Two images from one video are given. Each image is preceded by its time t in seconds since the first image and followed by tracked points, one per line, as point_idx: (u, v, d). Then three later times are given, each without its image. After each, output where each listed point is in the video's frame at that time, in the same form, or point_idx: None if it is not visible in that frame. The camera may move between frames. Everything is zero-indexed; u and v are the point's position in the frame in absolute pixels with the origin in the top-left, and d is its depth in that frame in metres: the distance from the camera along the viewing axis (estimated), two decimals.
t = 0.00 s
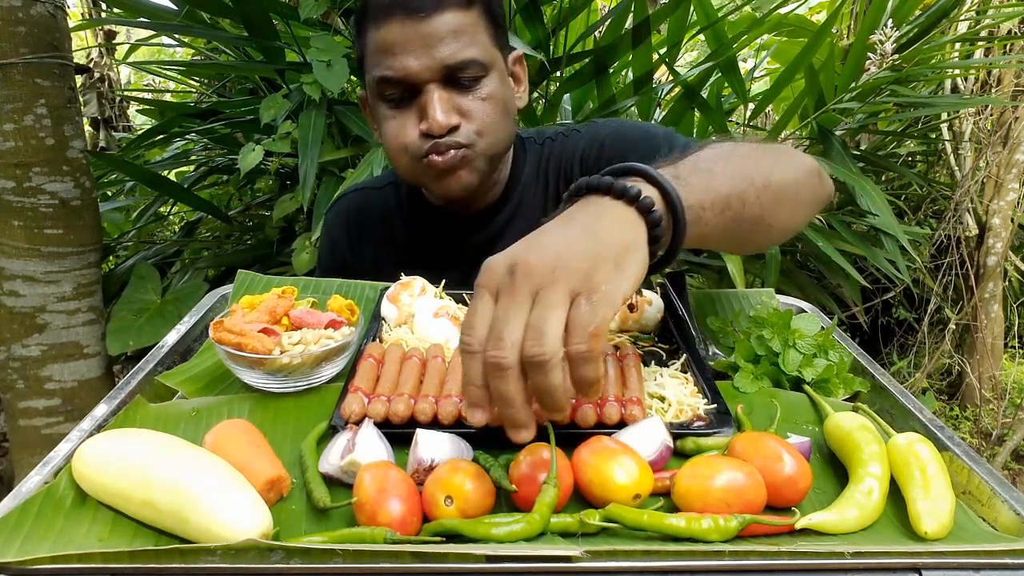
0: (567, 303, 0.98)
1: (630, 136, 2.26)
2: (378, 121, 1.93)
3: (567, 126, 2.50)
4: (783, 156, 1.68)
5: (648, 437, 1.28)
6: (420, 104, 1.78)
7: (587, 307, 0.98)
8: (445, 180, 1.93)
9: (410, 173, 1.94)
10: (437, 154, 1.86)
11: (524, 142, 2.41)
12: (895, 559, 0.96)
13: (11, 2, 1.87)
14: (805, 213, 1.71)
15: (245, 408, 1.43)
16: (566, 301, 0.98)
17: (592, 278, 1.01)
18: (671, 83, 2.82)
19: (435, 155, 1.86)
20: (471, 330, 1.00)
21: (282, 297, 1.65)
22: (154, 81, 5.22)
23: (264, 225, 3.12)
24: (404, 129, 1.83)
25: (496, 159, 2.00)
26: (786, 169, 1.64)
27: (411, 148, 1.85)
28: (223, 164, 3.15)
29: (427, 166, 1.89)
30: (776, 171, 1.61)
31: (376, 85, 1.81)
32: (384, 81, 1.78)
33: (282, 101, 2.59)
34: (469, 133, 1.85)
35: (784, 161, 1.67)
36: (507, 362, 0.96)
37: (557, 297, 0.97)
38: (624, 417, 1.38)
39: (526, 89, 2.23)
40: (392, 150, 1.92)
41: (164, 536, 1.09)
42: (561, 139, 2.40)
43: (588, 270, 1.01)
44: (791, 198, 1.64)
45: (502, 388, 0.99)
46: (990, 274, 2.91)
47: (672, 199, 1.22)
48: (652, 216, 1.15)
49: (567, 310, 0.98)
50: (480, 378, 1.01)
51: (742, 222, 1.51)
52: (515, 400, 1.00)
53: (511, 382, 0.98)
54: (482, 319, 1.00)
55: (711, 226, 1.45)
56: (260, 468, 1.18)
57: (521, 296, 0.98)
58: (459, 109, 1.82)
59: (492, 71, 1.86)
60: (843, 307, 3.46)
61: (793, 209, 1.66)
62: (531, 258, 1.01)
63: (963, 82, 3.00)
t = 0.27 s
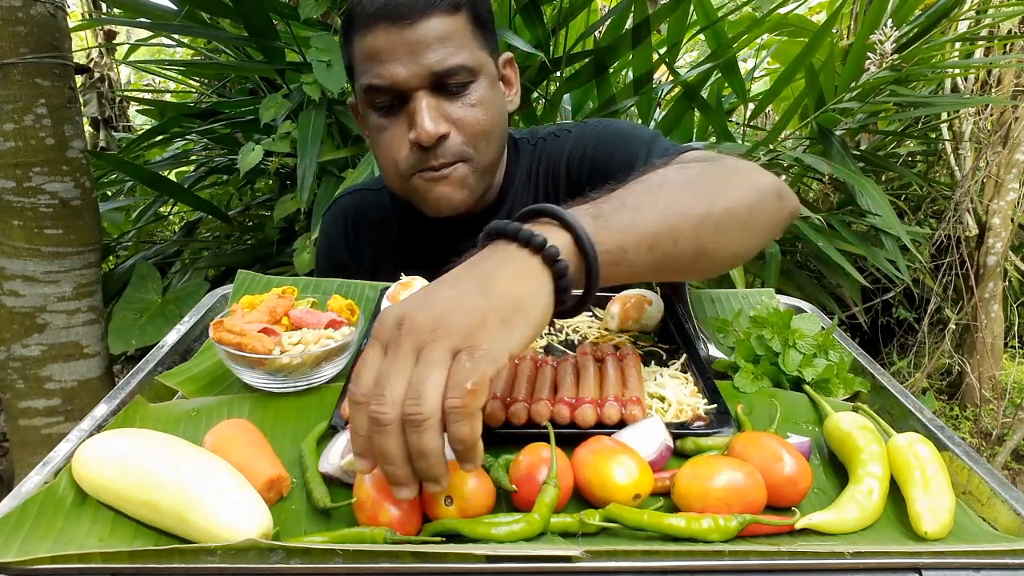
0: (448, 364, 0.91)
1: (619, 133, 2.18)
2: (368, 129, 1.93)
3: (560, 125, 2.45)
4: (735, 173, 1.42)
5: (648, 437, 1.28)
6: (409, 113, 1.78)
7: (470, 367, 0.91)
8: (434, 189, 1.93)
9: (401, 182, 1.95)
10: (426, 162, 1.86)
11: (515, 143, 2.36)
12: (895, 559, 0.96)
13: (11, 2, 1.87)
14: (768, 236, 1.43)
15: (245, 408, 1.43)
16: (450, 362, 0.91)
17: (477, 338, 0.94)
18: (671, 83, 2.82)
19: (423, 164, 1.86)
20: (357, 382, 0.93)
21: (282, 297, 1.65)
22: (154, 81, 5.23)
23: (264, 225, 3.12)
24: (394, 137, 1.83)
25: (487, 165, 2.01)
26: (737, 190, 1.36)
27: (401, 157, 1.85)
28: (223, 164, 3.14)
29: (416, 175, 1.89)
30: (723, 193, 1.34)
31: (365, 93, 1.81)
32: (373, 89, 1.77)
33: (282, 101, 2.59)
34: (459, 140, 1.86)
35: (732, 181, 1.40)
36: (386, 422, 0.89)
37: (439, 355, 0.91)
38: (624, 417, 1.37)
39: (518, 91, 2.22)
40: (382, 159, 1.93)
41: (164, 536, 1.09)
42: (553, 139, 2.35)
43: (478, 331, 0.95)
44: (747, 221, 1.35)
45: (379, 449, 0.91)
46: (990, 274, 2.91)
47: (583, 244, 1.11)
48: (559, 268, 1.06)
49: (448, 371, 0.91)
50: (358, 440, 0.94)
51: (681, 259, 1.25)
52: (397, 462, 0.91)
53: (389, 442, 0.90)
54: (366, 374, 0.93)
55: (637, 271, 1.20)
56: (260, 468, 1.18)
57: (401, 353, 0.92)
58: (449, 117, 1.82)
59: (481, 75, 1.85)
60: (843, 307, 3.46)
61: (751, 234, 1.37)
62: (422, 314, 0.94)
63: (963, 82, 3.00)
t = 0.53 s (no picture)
0: (399, 388, 0.93)
1: (607, 133, 2.14)
2: (362, 136, 1.94)
3: (556, 125, 2.44)
4: (696, 187, 1.37)
5: (648, 437, 1.28)
6: (404, 119, 1.79)
7: (420, 382, 0.92)
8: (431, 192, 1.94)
9: (398, 186, 1.96)
10: (423, 167, 1.87)
11: (508, 144, 2.36)
12: (895, 559, 0.96)
13: (11, 2, 1.87)
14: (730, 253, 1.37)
15: (245, 408, 1.43)
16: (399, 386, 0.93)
17: (422, 354, 0.95)
18: (671, 84, 2.82)
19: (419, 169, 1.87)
20: (314, 427, 0.96)
21: (282, 297, 1.65)
22: (154, 81, 5.23)
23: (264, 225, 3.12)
24: (389, 143, 1.84)
25: (483, 167, 2.01)
26: (692, 207, 1.31)
27: (396, 164, 1.86)
28: (223, 164, 3.15)
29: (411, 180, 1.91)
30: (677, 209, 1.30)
31: (359, 100, 1.81)
32: (367, 96, 1.77)
33: (282, 101, 2.59)
34: (455, 145, 1.86)
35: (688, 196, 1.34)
36: (357, 455, 0.92)
37: (391, 382, 0.93)
38: (624, 417, 1.37)
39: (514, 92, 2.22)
40: (378, 165, 1.94)
41: (164, 536, 1.09)
42: (546, 140, 2.34)
43: (419, 348, 0.96)
44: (703, 238, 1.30)
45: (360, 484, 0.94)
46: (990, 274, 2.91)
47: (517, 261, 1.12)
48: (489, 286, 1.07)
49: (404, 392, 0.93)
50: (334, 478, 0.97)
51: (625, 278, 1.22)
52: (383, 489, 0.94)
53: (371, 473, 0.93)
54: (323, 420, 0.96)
55: (578, 291, 1.19)
56: (259, 467, 1.18)
57: (352, 392, 0.94)
58: (443, 121, 1.82)
59: (475, 80, 1.85)
60: (843, 306, 3.46)
61: (708, 250, 1.32)
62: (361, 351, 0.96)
63: (963, 83, 3.00)
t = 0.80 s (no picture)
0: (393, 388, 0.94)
1: (602, 132, 2.13)
2: (363, 142, 1.95)
3: (554, 124, 2.43)
4: (688, 185, 1.37)
5: (648, 437, 1.28)
6: (404, 129, 1.79)
7: (413, 382, 0.93)
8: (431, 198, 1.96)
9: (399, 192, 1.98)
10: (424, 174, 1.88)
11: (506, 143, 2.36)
12: (895, 559, 0.96)
13: (11, 3, 1.87)
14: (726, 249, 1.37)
15: (245, 408, 1.43)
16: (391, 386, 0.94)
17: (415, 354, 0.96)
18: (671, 84, 2.82)
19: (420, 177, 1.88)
20: (309, 430, 0.96)
21: (282, 297, 1.65)
22: (154, 81, 5.23)
23: (264, 226, 3.12)
24: (390, 151, 1.85)
25: (483, 172, 2.03)
26: (686, 205, 1.32)
27: (397, 172, 1.88)
28: (223, 164, 3.15)
29: (411, 187, 1.92)
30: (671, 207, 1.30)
31: (359, 108, 1.82)
32: (367, 105, 1.78)
33: (282, 101, 2.59)
34: (455, 152, 1.87)
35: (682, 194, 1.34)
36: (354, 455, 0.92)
37: (385, 385, 0.93)
38: (624, 417, 1.37)
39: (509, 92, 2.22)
40: (378, 172, 1.95)
41: (164, 535, 1.09)
42: (543, 139, 2.34)
43: (411, 349, 0.96)
44: (698, 235, 1.30)
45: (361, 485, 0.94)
46: (990, 274, 2.91)
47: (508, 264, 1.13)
48: (482, 289, 1.08)
49: (397, 392, 0.94)
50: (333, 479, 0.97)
51: (622, 279, 1.23)
52: (384, 488, 0.94)
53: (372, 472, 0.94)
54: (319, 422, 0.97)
55: (574, 293, 1.20)
56: (259, 467, 1.18)
57: (347, 394, 0.95)
58: (443, 129, 1.83)
59: (473, 86, 1.85)
60: (843, 306, 3.46)
61: (703, 248, 1.32)
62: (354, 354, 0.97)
63: (963, 83, 3.00)
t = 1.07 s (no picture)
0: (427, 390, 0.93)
1: (606, 132, 2.13)
2: (361, 141, 1.95)
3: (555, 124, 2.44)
4: (707, 186, 1.37)
5: (648, 437, 1.28)
6: (400, 122, 1.78)
7: (447, 394, 0.92)
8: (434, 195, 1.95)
9: (399, 191, 1.97)
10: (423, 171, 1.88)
11: (508, 143, 2.36)
12: (895, 559, 0.96)
13: (11, 2, 1.87)
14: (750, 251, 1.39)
15: (245, 408, 1.43)
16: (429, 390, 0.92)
17: (453, 363, 0.93)
18: (671, 84, 2.82)
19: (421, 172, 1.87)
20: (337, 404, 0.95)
21: (282, 297, 1.65)
22: (154, 81, 5.23)
23: (264, 226, 3.12)
24: (388, 147, 1.85)
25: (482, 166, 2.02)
26: (710, 206, 1.32)
27: (398, 166, 1.88)
28: (223, 164, 3.15)
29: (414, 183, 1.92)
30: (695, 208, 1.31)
31: (355, 105, 1.81)
32: (362, 102, 1.78)
33: (282, 101, 2.59)
34: (450, 146, 1.87)
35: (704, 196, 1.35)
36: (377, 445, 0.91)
37: (415, 387, 0.92)
38: (624, 417, 1.37)
39: (506, 90, 2.23)
40: (379, 168, 1.95)
41: (164, 536, 1.09)
42: (545, 139, 2.34)
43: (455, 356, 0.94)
44: (723, 236, 1.31)
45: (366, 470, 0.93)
46: (990, 274, 2.91)
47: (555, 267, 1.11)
48: (532, 295, 1.06)
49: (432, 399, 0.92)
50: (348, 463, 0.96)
51: (655, 279, 1.22)
52: (387, 478, 0.93)
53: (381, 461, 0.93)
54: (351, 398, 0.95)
55: (609, 292, 1.19)
56: (259, 467, 1.18)
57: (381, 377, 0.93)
58: (439, 123, 1.82)
59: (468, 80, 1.85)
60: (843, 306, 3.46)
61: (727, 248, 1.32)
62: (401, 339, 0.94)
63: (963, 83, 3.00)
